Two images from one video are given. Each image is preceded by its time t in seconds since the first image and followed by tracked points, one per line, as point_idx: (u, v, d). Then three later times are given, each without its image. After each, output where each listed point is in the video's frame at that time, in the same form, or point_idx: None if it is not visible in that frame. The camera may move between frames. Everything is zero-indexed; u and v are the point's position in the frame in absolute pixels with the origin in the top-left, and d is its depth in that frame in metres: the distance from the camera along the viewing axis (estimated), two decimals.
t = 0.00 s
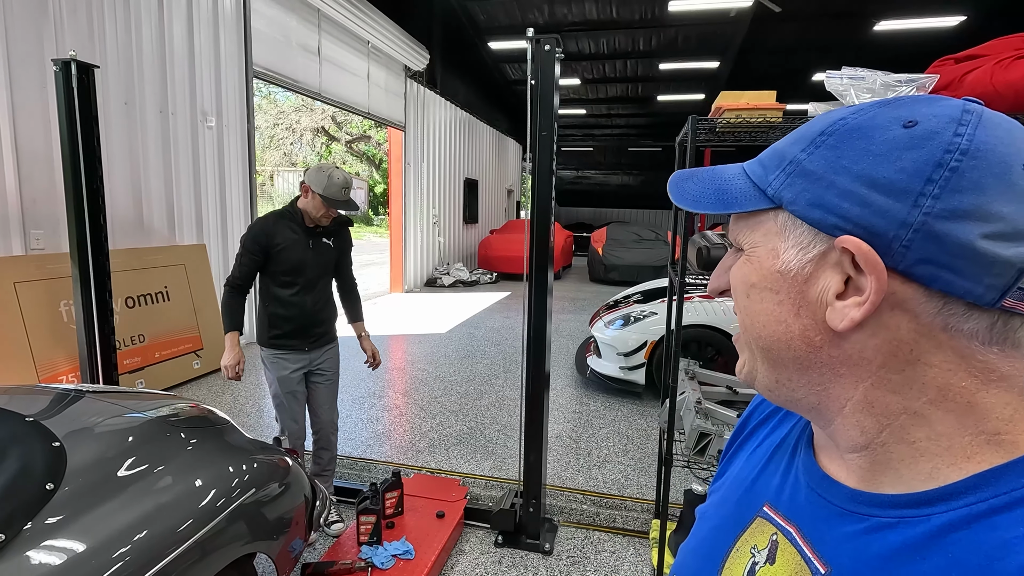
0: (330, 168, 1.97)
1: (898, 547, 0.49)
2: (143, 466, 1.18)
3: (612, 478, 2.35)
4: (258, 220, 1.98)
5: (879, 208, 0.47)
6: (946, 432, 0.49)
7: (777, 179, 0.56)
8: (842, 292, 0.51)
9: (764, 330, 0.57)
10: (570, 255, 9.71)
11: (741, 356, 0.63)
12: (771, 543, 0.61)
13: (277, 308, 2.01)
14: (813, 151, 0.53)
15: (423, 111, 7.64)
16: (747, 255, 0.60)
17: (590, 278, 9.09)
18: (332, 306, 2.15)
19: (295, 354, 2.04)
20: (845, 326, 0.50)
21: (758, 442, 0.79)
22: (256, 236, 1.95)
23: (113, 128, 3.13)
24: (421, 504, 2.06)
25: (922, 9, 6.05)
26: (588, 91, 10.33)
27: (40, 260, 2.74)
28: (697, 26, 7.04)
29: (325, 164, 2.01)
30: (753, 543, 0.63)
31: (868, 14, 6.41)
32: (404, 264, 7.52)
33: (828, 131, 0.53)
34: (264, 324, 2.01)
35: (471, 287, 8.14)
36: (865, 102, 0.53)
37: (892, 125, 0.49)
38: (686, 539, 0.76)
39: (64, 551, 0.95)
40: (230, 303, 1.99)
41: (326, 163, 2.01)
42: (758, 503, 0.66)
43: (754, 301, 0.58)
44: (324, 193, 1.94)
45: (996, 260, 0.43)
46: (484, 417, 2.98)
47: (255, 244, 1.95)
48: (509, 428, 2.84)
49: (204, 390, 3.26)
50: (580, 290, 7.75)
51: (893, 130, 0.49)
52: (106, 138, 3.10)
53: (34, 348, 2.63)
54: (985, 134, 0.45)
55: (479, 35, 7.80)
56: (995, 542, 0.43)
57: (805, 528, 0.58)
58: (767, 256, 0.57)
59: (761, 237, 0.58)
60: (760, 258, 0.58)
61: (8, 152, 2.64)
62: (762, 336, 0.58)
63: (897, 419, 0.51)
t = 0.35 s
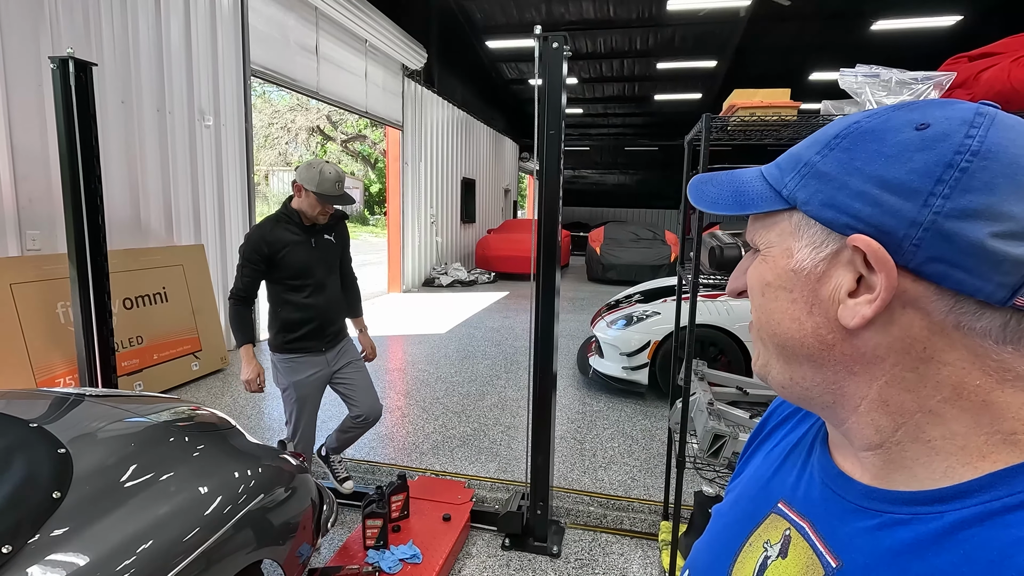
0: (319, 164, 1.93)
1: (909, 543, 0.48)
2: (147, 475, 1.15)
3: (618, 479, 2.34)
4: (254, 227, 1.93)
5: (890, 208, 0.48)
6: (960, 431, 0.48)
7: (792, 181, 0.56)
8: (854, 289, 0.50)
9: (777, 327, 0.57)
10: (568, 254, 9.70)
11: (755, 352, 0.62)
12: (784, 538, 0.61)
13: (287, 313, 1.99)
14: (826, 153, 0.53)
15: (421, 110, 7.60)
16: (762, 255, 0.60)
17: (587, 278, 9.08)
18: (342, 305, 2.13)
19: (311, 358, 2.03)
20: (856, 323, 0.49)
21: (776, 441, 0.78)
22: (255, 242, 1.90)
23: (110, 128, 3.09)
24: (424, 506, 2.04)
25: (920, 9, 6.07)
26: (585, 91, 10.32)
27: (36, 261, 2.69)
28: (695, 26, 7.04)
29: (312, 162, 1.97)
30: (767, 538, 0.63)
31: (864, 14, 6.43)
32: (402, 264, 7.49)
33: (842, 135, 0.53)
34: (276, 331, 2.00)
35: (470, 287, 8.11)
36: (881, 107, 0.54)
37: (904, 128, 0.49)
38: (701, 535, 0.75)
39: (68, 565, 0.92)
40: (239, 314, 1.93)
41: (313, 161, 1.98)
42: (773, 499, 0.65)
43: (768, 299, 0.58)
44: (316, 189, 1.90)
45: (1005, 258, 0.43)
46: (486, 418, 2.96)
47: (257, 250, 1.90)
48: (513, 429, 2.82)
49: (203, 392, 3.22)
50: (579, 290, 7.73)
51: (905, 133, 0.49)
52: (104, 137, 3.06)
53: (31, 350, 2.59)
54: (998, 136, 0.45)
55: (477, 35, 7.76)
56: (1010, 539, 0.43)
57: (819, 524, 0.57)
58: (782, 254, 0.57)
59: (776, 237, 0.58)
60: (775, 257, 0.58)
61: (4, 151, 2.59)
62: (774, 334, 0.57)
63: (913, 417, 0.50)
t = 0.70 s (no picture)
0: (337, 171, 1.88)
1: (911, 559, 0.49)
2: (140, 486, 1.11)
3: (621, 483, 2.31)
4: (272, 237, 1.87)
5: (889, 223, 0.49)
6: (965, 448, 0.48)
7: (800, 198, 0.58)
8: (856, 303, 0.51)
9: (784, 339, 0.58)
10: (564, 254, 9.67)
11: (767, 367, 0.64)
12: (784, 549, 0.62)
13: (303, 319, 1.95)
14: (832, 171, 0.55)
15: (417, 109, 7.55)
16: (772, 268, 0.61)
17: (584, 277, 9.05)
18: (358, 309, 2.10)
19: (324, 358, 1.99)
20: (858, 335, 0.50)
21: (785, 453, 0.76)
22: (276, 251, 1.84)
23: (102, 126, 3.03)
24: (425, 510, 2.02)
25: (916, 9, 6.08)
26: (582, 90, 10.29)
27: (26, 263, 2.62)
28: (691, 25, 7.03)
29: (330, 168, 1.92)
30: (767, 549, 0.64)
31: (861, 13, 6.42)
32: (398, 264, 7.45)
33: (848, 153, 0.54)
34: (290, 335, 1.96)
35: (466, 286, 8.08)
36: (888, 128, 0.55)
37: (908, 146, 0.50)
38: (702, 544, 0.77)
39: None
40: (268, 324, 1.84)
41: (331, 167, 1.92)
42: (776, 511, 0.67)
43: (776, 311, 0.59)
44: (336, 197, 1.85)
45: (1005, 273, 0.43)
46: (487, 420, 2.93)
47: (279, 258, 1.84)
48: (513, 432, 2.78)
49: (198, 394, 3.17)
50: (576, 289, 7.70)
51: (908, 150, 0.50)
52: (96, 136, 3.01)
53: (22, 354, 2.53)
54: (1000, 154, 0.45)
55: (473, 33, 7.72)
56: (1008, 559, 0.43)
57: (819, 537, 0.58)
58: (789, 268, 0.58)
59: (784, 251, 0.60)
60: (783, 271, 0.59)
61: None
62: (782, 345, 0.59)
63: (916, 432, 0.50)
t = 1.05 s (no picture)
0: (411, 250, 1.80)
1: None
2: (139, 494, 1.09)
3: (623, 485, 2.29)
4: (327, 279, 1.83)
5: (902, 231, 0.47)
6: (999, 461, 0.46)
7: (811, 212, 0.57)
8: (875, 313, 0.49)
9: (805, 355, 0.56)
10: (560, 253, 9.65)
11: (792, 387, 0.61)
12: (812, 567, 0.60)
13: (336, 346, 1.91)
14: (842, 184, 0.54)
15: (413, 108, 7.51)
16: (788, 284, 0.59)
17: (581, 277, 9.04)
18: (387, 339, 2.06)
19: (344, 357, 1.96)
20: (879, 346, 0.48)
21: (808, 468, 0.74)
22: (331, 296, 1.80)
23: (94, 123, 2.98)
24: (424, 515, 1.99)
25: (913, 9, 6.09)
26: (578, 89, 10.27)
27: (16, 262, 2.57)
28: (689, 24, 7.02)
29: (406, 242, 1.84)
30: (794, 567, 0.62)
31: (857, 13, 6.43)
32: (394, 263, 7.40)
33: (856, 166, 0.54)
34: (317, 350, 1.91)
35: (463, 286, 8.05)
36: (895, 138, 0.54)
37: (915, 155, 0.49)
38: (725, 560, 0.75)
39: None
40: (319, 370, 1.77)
41: (406, 242, 1.84)
42: (802, 528, 0.64)
43: (795, 326, 0.57)
44: (403, 276, 1.77)
45: None
46: (485, 422, 2.90)
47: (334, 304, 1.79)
48: (513, 434, 2.75)
49: (192, 396, 3.12)
50: (573, 289, 7.68)
51: (915, 159, 0.49)
52: (88, 133, 2.95)
53: (13, 355, 2.47)
54: (1007, 159, 0.44)
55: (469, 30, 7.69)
56: None
57: (849, 554, 0.56)
58: (805, 282, 0.56)
59: (799, 265, 0.58)
60: (799, 285, 0.57)
61: None
62: (801, 361, 0.57)
63: (946, 446, 0.48)
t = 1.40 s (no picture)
0: (426, 354, 1.56)
1: None
2: (133, 495, 1.07)
3: (619, 484, 2.28)
4: (345, 331, 1.70)
5: (884, 237, 0.48)
6: (1010, 458, 0.46)
7: (796, 223, 0.58)
8: (867, 319, 0.50)
9: (804, 366, 0.56)
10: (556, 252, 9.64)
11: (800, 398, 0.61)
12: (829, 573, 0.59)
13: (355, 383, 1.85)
14: (822, 193, 0.55)
15: (409, 106, 7.48)
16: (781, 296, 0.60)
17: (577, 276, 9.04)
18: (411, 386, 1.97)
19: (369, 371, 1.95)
20: (873, 351, 0.48)
21: (820, 475, 0.74)
22: (343, 351, 1.65)
23: (86, 119, 2.95)
24: (422, 515, 1.98)
25: (908, 10, 6.11)
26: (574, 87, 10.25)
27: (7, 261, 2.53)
28: (685, 23, 7.02)
29: (425, 338, 1.60)
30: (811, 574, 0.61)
31: (852, 14, 6.45)
32: (389, 262, 7.38)
33: (834, 174, 0.55)
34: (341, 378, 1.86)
35: (458, 285, 8.02)
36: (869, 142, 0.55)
37: (888, 159, 0.50)
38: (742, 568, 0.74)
39: None
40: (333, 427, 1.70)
41: (427, 340, 1.60)
42: (818, 534, 0.64)
43: (794, 336, 0.58)
44: (409, 379, 1.55)
45: (1006, 270, 0.42)
46: (481, 421, 2.90)
47: (345, 363, 1.65)
48: (509, 433, 2.74)
49: (186, 395, 3.09)
50: (568, 288, 7.68)
51: (889, 163, 0.50)
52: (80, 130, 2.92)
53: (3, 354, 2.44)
54: (978, 155, 0.45)
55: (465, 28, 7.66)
56: None
57: (866, 559, 0.56)
58: (798, 293, 0.57)
59: (791, 277, 0.59)
60: (792, 296, 0.58)
61: None
62: (802, 371, 0.57)
63: (955, 444, 0.48)
